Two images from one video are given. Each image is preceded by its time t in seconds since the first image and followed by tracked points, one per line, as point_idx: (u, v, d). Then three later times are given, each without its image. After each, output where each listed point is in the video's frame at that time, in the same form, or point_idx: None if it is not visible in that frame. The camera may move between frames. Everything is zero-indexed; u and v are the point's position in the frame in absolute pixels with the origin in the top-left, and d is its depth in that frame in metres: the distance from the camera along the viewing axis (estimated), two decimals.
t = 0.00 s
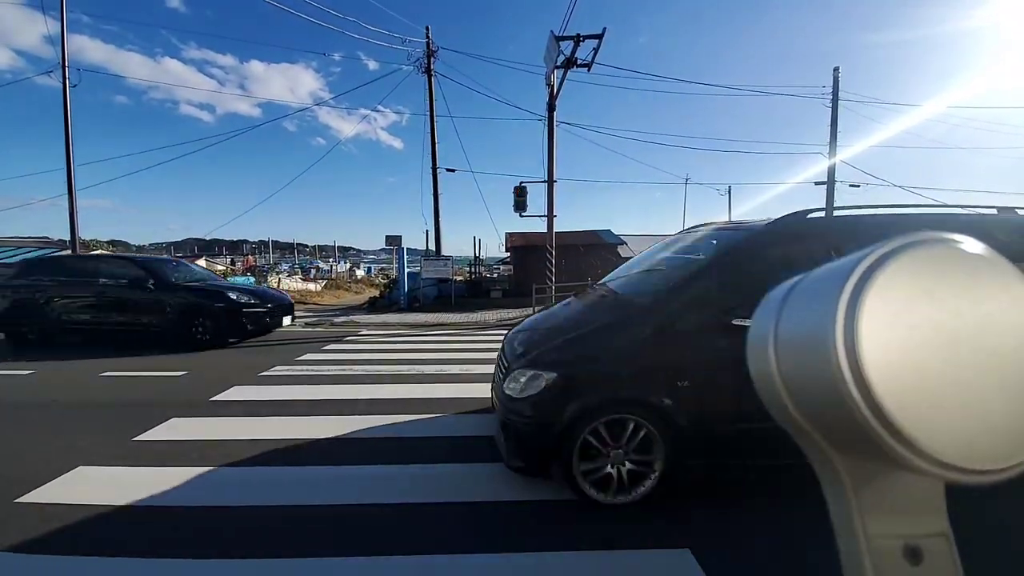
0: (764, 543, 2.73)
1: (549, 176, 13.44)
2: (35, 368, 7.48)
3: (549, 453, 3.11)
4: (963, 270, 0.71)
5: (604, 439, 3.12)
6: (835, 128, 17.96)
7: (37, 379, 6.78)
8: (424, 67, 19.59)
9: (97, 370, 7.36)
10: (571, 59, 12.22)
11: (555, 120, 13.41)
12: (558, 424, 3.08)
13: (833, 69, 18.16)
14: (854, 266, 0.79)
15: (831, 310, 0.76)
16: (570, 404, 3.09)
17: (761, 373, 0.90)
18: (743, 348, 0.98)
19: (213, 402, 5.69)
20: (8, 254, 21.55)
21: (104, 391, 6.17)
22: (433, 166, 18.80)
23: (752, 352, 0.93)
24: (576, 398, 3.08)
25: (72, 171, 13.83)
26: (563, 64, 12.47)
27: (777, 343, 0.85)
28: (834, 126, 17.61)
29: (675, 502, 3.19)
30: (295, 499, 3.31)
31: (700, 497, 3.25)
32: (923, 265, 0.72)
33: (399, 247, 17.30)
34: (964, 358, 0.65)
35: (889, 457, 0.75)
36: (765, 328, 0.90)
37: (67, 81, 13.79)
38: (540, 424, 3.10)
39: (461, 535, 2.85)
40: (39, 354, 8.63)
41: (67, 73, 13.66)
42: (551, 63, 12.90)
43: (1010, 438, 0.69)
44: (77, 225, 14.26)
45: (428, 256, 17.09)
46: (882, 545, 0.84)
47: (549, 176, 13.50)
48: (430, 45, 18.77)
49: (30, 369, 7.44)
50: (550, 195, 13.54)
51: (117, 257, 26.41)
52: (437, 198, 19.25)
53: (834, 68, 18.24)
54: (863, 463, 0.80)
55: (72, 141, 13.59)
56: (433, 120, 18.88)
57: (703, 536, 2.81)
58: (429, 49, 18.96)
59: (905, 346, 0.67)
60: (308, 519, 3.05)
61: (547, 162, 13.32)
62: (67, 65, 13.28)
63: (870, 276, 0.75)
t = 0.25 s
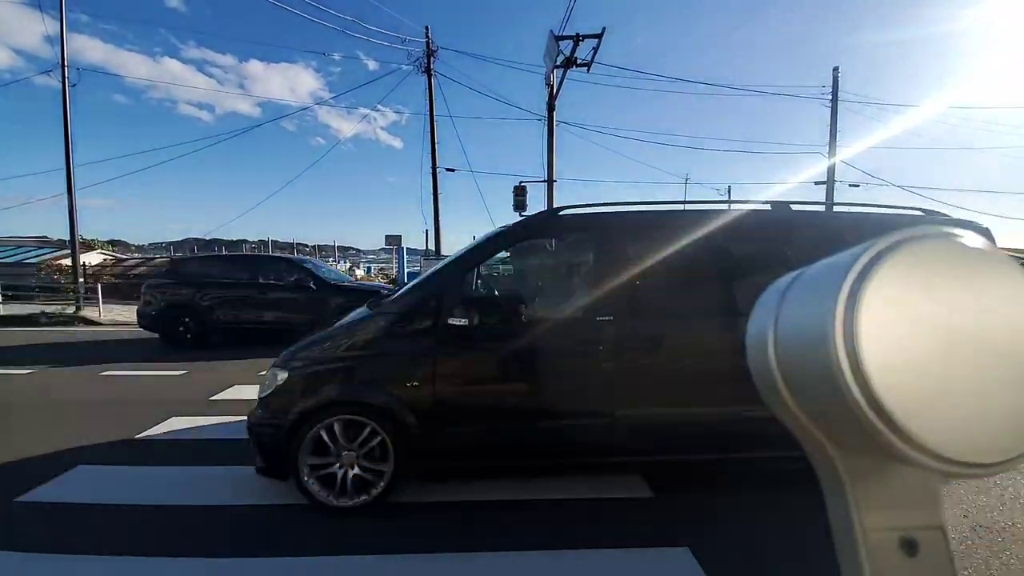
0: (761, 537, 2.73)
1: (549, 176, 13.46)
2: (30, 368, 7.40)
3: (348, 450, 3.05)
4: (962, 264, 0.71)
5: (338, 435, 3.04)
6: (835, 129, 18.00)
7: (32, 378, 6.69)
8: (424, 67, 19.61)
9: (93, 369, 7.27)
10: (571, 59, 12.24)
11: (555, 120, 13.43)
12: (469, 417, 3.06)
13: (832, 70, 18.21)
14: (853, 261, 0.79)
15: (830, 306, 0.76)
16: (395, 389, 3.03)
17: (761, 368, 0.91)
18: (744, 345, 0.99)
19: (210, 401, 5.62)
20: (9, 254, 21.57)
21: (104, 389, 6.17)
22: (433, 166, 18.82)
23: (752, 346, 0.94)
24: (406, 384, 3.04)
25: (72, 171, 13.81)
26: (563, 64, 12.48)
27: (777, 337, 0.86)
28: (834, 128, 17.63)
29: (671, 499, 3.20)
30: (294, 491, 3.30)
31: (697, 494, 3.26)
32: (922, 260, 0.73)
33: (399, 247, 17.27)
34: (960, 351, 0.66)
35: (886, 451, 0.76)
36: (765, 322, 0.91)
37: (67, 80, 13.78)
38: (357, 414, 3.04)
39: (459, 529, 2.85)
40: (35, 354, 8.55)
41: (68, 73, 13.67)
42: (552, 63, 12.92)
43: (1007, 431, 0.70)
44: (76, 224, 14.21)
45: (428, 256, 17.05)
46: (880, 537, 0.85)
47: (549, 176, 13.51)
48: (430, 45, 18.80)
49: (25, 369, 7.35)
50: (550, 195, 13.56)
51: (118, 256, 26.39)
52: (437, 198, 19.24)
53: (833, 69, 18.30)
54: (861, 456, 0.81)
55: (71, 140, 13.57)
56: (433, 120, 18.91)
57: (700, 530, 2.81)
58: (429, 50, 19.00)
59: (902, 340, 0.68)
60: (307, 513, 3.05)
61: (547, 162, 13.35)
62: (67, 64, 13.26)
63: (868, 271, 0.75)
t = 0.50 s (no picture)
0: (762, 551, 2.77)
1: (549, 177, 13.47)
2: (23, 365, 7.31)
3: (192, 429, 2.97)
4: (962, 264, 0.71)
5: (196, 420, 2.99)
6: (834, 130, 18.01)
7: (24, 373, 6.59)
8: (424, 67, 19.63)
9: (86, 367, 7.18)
10: (572, 60, 12.26)
11: (555, 120, 13.44)
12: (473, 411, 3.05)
13: (831, 72, 18.26)
14: (853, 260, 0.79)
15: (830, 306, 0.76)
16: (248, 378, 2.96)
17: (761, 368, 0.91)
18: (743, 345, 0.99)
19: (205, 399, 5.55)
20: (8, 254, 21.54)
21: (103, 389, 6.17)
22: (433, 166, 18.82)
23: (753, 345, 0.93)
24: (264, 375, 2.97)
25: (71, 170, 13.78)
26: (563, 64, 12.49)
27: (777, 337, 0.85)
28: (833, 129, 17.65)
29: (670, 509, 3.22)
30: (293, 486, 3.31)
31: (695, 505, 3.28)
32: (923, 259, 0.73)
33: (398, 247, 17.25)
34: (960, 351, 0.66)
35: (886, 452, 0.76)
36: (765, 321, 0.90)
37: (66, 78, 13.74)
38: (212, 388, 2.96)
39: (458, 527, 2.85)
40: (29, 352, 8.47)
41: (68, 72, 13.65)
42: (552, 63, 12.93)
43: (1008, 430, 0.70)
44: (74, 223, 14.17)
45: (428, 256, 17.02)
46: (880, 537, 0.85)
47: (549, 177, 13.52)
48: (430, 45, 18.82)
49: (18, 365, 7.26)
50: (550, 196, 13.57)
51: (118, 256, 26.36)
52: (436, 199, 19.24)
53: (831, 71, 18.37)
54: (861, 455, 0.81)
55: (70, 138, 13.53)
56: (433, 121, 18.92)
57: (702, 541, 2.84)
58: (429, 50, 19.02)
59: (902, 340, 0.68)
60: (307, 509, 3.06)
61: (547, 163, 13.37)
62: (67, 64, 13.26)
63: (868, 271, 0.75)
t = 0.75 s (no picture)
0: (763, 550, 2.78)
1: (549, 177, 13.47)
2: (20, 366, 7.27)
3: (120, 414, 2.86)
4: (962, 261, 0.72)
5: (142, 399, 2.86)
6: (835, 130, 18.01)
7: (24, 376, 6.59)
8: (424, 67, 19.57)
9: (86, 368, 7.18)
10: (572, 60, 12.27)
11: (555, 120, 13.44)
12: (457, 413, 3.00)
13: (831, 73, 18.22)
14: (854, 255, 0.80)
15: (830, 304, 0.77)
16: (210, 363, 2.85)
17: (761, 365, 0.92)
18: (743, 342, 1.00)
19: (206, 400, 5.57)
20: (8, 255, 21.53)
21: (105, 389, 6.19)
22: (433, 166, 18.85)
23: (754, 342, 0.94)
24: (255, 374, 2.89)
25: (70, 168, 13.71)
26: (563, 65, 12.50)
27: (778, 334, 0.86)
28: (834, 129, 17.64)
29: (669, 509, 3.23)
30: (296, 487, 3.35)
31: (694, 505, 3.29)
32: (922, 257, 0.73)
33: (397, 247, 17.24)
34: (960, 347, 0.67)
35: (887, 448, 0.76)
36: (765, 319, 0.91)
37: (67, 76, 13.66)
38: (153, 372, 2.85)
39: (460, 534, 2.91)
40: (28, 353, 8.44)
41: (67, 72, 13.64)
42: (552, 63, 12.93)
43: (1010, 426, 0.71)
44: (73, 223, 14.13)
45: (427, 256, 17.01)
46: (881, 533, 0.85)
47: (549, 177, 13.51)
48: (430, 45, 18.80)
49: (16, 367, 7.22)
50: (550, 196, 13.57)
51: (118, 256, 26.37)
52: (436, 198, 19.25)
53: (832, 72, 18.33)
54: (862, 451, 0.82)
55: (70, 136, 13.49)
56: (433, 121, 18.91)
57: (702, 543, 2.85)
58: (429, 49, 19.00)
59: (902, 338, 0.69)
60: (307, 508, 3.07)
61: (547, 163, 13.37)
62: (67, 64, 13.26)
63: (868, 269, 0.75)
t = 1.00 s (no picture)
0: (762, 550, 2.78)
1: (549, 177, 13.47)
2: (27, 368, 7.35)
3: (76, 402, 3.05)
4: (961, 258, 0.72)
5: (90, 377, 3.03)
6: (835, 129, 18.04)
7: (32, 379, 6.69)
8: (424, 66, 19.55)
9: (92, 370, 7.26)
10: (572, 60, 12.27)
11: (555, 120, 13.43)
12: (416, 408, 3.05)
13: (833, 71, 18.15)
14: (854, 253, 0.80)
15: (830, 300, 0.77)
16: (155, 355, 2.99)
17: (761, 362, 0.92)
18: (743, 340, 1.00)
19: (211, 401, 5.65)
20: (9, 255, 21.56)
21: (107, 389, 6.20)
22: (433, 166, 18.87)
23: (753, 340, 0.95)
24: (232, 371, 3.01)
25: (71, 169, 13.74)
26: (564, 65, 12.49)
27: (777, 332, 0.87)
28: (834, 128, 17.65)
29: (668, 509, 3.23)
30: (301, 493, 3.47)
31: (693, 505, 3.30)
32: (922, 255, 0.73)
33: (398, 247, 17.28)
34: (959, 344, 0.67)
35: (888, 444, 0.77)
36: (765, 316, 0.92)
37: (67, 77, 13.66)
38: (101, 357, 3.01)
39: (461, 535, 2.96)
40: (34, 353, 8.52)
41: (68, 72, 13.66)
42: (552, 63, 12.93)
43: (1007, 422, 0.71)
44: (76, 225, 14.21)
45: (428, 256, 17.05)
46: (880, 529, 0.85)
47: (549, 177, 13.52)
48: (431, 44, 18.79)
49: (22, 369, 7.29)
50: (550, 196, 13.58)
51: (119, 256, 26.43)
52: (437, 198, 19.29)
53: (833, 69, 18.25)
54: (861, 447, 0.82)
55: (71, 137, 13.53)
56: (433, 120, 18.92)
57: (702, 543, 2.85)
58: (429, 48, 18.98)
59: (902, 335, 0.69)
60: (312, 515, 3.19)
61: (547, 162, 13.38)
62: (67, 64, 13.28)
63: (869, 265, 0.76)
